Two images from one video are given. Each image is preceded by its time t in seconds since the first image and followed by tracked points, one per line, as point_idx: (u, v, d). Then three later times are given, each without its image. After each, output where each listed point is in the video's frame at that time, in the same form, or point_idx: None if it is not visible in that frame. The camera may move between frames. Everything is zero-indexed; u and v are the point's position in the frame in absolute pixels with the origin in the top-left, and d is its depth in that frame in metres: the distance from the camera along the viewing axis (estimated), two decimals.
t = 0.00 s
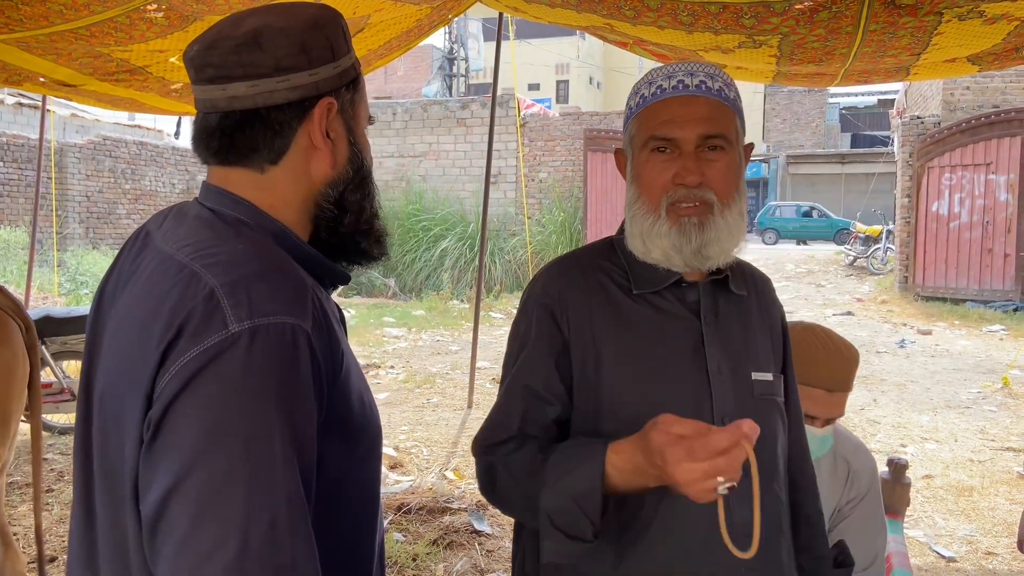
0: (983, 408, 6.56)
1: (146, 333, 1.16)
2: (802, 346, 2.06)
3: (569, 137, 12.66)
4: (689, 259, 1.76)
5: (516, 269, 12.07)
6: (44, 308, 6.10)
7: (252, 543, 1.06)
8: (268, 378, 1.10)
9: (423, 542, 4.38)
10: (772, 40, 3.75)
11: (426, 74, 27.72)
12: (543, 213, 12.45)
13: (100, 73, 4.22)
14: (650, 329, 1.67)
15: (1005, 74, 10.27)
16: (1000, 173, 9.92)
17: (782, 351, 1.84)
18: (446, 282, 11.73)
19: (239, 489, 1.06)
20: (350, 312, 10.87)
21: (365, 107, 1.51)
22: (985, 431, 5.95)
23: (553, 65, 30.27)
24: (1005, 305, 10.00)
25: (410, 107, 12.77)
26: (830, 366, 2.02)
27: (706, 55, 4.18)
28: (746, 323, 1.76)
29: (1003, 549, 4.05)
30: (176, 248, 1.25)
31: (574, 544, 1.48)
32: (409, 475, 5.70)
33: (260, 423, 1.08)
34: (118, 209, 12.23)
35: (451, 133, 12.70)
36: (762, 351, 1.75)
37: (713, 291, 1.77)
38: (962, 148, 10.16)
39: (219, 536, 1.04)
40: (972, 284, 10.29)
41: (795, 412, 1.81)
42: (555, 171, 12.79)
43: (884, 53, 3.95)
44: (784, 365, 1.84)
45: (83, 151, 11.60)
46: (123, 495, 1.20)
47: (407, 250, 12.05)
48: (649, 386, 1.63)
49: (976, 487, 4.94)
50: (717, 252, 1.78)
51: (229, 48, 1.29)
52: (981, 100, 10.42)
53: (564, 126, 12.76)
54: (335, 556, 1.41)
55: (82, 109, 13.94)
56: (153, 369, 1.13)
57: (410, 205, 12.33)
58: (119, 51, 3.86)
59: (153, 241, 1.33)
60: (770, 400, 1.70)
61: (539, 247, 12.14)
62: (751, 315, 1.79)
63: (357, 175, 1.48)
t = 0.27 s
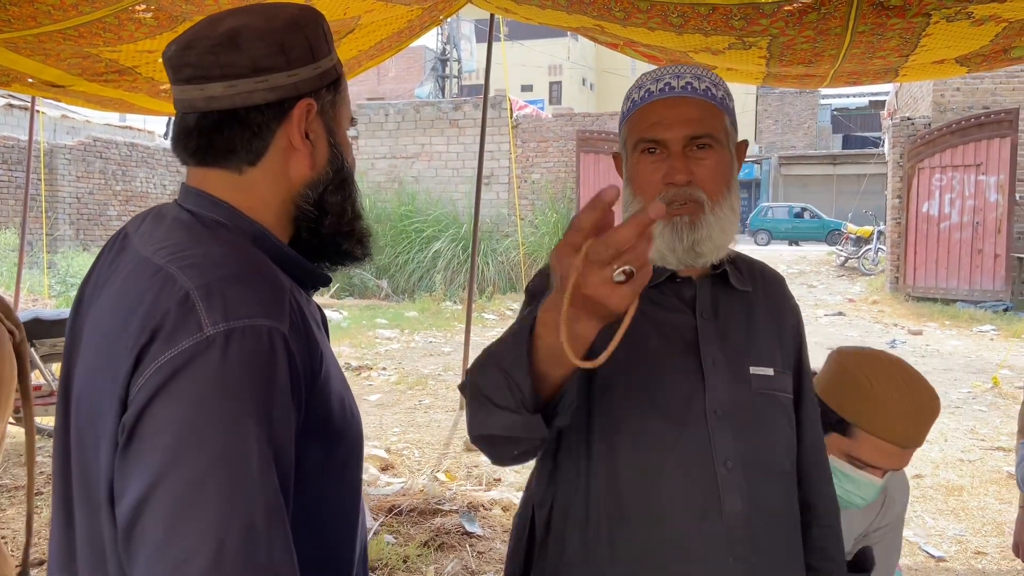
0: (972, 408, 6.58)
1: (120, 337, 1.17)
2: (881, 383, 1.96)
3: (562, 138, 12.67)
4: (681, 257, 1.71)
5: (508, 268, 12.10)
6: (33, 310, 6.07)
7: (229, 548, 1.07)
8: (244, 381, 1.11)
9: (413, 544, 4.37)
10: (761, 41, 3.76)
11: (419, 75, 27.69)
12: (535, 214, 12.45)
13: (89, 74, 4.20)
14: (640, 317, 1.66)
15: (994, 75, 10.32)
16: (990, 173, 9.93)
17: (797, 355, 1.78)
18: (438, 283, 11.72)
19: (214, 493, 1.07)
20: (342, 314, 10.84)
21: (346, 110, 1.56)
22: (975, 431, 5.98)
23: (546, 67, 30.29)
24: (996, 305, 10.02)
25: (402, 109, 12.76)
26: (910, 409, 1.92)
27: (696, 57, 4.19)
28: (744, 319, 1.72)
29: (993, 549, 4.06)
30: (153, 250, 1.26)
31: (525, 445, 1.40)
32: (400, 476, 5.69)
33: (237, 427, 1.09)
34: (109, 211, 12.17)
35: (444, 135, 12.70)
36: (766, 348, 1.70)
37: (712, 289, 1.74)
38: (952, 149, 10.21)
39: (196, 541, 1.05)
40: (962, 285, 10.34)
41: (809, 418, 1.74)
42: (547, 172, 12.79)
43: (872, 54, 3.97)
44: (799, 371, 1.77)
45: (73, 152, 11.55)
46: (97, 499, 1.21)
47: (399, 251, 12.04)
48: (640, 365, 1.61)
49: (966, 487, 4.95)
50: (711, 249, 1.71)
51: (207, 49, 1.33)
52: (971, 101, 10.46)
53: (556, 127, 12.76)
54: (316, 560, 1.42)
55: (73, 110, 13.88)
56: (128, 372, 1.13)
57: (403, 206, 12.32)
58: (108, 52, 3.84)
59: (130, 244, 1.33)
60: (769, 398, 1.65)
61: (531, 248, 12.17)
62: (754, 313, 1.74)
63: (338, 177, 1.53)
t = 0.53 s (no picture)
0: (962, 409, 6.62)
1: (103, 340, 1.17)
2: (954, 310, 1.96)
3: (553, 141, 12.67)
4: (699, 265, 1.74)
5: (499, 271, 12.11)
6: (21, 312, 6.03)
7: (211, 549, 1.07)
8: (224, 383, 1.11)
9: (404, 547, 4.36)
10: (750, 45, 3.78)
11: (410, 77, 27.66)
12: (527, 216, 12.46)
13: (78, 76, 4.19)
14: (656, 323, 1.75)
15: (983, 78, 10.38)
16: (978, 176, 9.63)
17: (823, 356, 1.78)
18: (430, 286, 11.71)
19: (197, 496, 1.07)
20: (333, 316, 10.82)
21: (332, 112, 1.56)
22: (965, 432, 6.01)
23: (538, 69, 30.31)
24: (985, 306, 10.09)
25: (394, 111, 12.75)
26: (979, 337, 1.94)
27: (686, 60, 4.21)
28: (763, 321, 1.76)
29: (981, 549, 4.09)
30: (136, 252, 1.25)
31: (537, 355, 1.56)
32: (391, 479, 5.68)
33: (219, 429, 1.09)
34: (98, 213, 12.11)
35: (435, 137, 12.69)
36: (782, 352, 1.73)
37: (732, 293, 1.78)
38: (940, 152, 10.17)
39: (178, 543, 1.05)
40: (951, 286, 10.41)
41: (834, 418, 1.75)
42: (539, 174, 12.79)
43: (860, 58, 3.99)
44: (826, 372, 1.77)
45: (63, 155, 11.50)
46: (78, 501, 1.21)
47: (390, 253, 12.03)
48: (652, 371, 1.71)
49: (955, 487, 4.98)
50: (729, 259, 1.74)
51: (190, 50, 1.34)
52: (960, 104, 10.52)
53: (548, 130, 12.77)
54: (300, 561, 1.42)
55: (62, 112, 13.81)
56: (109, 373, 1.13)
57: (394, 208, 12.31)
58: (97, 53, 3.83)
59: (113, 244, 1.33)
60: (778, 402, 1.69)
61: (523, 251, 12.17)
62: (772, 316, 1.77)
63: (324, 180, 1.53)
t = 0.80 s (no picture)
0: (952, 412, 6.64)
1: (94, 342, 1.17)
2: (962, 178, 2.00)
3: (545, 143, 12.68)
4: (705, 276, 1.76)
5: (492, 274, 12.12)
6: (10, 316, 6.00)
7: (204, 551, 1.07)
8: (217, 386, 1.11)
9: (396, 551, 4.35)
10: (742, 49, 3.80)
11: (402, 80, 27.64)
12: (519, 219, 12.46)
13: (68, 78, 4.17)
14: (661, 324, 1.77)
15: (972, 82, 10.44)
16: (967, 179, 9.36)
17: (836, 358, 1.76)
18: (422, 289, 11.69)
19: (190, 498, 1.07)
20: (325, 320, 10.79)
21: (323, 114, 1.56)
22: (955, 434, 6.04)
23: (530, 73, 30.33)
24: (974, 308, 10.15)
25: (386, 114, 12.75)
26: (993, 194, 1.98)
27: (678, 64, 4.22)
28: (772, 323, 1.76)
29: (972, 551, 4.11)
30: (129, 255, 1.25)
31: (542, 309, 1.65)
32: (383, 483, 5.67)
33: (211, 431, 1.09)
34: (88, 217, 12.06)
35: (427, 140, 12.69)
36: (788, 355, 1.73)
37: (738, 297, 1.79)
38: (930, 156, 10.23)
39: (171, 545, 1.05)
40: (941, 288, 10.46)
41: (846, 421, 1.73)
42: (531, 177, 12.80)
43: (850, 62, 4.01)
44: (839, 375, 1.75)
45: (52, 157, 11.45)
46: (69, 504, 1.21)
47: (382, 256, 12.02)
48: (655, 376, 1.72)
49: (945, 489, 5.01)
50: (735, 268, 1.75)
51: (182, 52, 1.33)
52: (950, 108, 10.58)
53: (540, 133, 12.77)
54: (294, 562, 1.42)
55: (52, 115, 13.74)
56: (101, 377, 1.13)
57: (386, 211, 12.30)
58: (87, 55, 3.82)
59: (104, 248, 1.33)
60: (778, 407, 1.69)
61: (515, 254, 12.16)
62: (781, 319, 1.76)
63: (316, 183, 1.53)
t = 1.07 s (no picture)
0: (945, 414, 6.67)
1: (88, 339, 1.16)
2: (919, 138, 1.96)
3: (539, 146, 12.69)
4: (677, 266, 1.80)
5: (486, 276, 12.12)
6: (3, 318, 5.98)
7: (200, 547, 1.07)
8: (212, 383, 1.12)
9: (390, 553, 4.35)
10: (735, 51, 3.81)
11: (396, 82, 27.63)
12: (513, 221, 12.46)
13: (60, 78, 4.16)
14: (635, 318, 1.82)
15: (964, 85, 10.49)
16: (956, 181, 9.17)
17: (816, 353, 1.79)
18: (416, 290, 11.67)
19: (185, 494, 1.07)
20: (318, 322, 10.78)
21: (317, 113, 1.56)
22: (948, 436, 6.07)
23: (523, 75, 30.36)
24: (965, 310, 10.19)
25: (379, 116, 12.75)
26: (962, 149, 1.92)
27: (671, 67, 4.24)
28: (744, 318, 1.80)
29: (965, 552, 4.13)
30: (122, 253, 1.25)
31: (521, 296, 1.72)
32: (377, 485, 5.67)
33: (206, 428, 1.09)
34: (81, 218, 12.02)
35: (421, 142, 12.69)
36: (762, 351, 1.76)
37: (710, 292, 1.83)
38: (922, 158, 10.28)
39: (166, 542, 1.06)
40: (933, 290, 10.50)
41: (829, 419, 1.74)
42: (525, 180, 12.81)
43: (843, 65, 4.03)
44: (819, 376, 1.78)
45: (44, 159, 11.41)
46: (64, 503, 1.20)
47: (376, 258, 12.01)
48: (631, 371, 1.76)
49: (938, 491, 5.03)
50: (706, 258, 1.79)
51: (176, 50, 1.34)
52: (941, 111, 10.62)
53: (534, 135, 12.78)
54: (290, 560, 1.42)
55: (43, 116, 13.68)
56: (95, 374, 1.13)
57: (380, 214, 12.30)
58: (80, 55, 3.81)
59: (97, 246, 1.33)
60: (754, 403, 1.72)
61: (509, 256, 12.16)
62: (753, 313, 1.80)
63: (310, 181, 1.53)
